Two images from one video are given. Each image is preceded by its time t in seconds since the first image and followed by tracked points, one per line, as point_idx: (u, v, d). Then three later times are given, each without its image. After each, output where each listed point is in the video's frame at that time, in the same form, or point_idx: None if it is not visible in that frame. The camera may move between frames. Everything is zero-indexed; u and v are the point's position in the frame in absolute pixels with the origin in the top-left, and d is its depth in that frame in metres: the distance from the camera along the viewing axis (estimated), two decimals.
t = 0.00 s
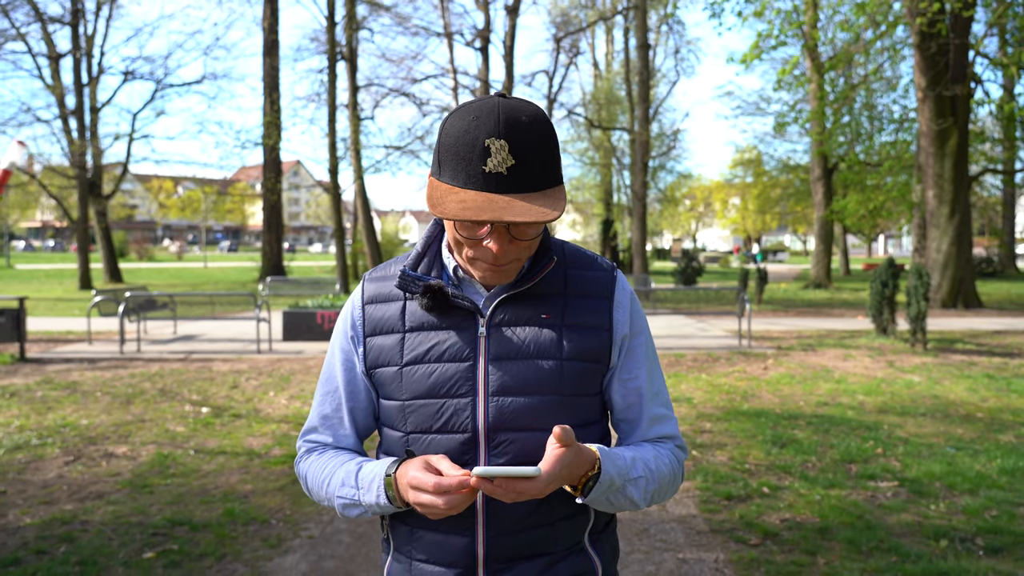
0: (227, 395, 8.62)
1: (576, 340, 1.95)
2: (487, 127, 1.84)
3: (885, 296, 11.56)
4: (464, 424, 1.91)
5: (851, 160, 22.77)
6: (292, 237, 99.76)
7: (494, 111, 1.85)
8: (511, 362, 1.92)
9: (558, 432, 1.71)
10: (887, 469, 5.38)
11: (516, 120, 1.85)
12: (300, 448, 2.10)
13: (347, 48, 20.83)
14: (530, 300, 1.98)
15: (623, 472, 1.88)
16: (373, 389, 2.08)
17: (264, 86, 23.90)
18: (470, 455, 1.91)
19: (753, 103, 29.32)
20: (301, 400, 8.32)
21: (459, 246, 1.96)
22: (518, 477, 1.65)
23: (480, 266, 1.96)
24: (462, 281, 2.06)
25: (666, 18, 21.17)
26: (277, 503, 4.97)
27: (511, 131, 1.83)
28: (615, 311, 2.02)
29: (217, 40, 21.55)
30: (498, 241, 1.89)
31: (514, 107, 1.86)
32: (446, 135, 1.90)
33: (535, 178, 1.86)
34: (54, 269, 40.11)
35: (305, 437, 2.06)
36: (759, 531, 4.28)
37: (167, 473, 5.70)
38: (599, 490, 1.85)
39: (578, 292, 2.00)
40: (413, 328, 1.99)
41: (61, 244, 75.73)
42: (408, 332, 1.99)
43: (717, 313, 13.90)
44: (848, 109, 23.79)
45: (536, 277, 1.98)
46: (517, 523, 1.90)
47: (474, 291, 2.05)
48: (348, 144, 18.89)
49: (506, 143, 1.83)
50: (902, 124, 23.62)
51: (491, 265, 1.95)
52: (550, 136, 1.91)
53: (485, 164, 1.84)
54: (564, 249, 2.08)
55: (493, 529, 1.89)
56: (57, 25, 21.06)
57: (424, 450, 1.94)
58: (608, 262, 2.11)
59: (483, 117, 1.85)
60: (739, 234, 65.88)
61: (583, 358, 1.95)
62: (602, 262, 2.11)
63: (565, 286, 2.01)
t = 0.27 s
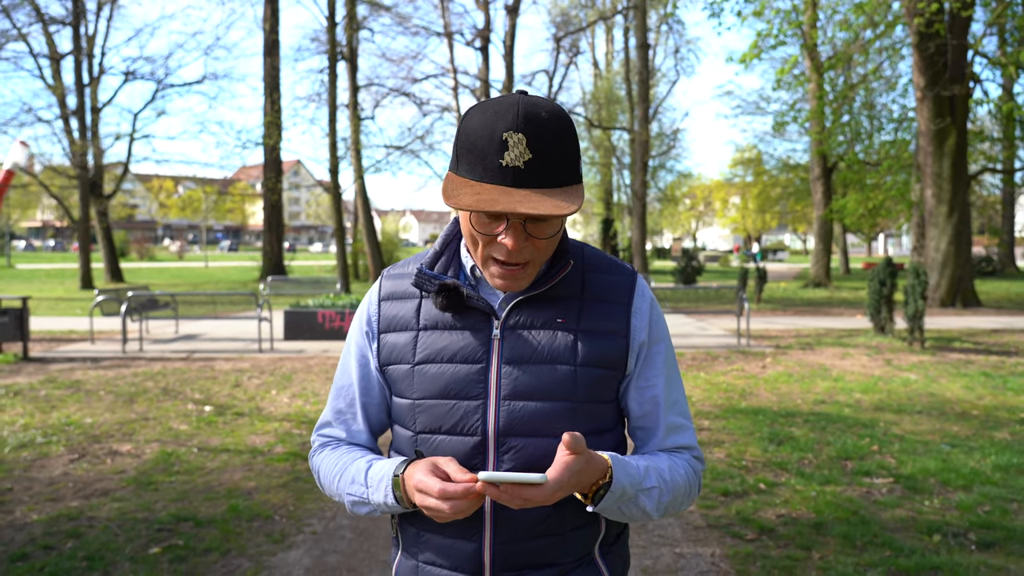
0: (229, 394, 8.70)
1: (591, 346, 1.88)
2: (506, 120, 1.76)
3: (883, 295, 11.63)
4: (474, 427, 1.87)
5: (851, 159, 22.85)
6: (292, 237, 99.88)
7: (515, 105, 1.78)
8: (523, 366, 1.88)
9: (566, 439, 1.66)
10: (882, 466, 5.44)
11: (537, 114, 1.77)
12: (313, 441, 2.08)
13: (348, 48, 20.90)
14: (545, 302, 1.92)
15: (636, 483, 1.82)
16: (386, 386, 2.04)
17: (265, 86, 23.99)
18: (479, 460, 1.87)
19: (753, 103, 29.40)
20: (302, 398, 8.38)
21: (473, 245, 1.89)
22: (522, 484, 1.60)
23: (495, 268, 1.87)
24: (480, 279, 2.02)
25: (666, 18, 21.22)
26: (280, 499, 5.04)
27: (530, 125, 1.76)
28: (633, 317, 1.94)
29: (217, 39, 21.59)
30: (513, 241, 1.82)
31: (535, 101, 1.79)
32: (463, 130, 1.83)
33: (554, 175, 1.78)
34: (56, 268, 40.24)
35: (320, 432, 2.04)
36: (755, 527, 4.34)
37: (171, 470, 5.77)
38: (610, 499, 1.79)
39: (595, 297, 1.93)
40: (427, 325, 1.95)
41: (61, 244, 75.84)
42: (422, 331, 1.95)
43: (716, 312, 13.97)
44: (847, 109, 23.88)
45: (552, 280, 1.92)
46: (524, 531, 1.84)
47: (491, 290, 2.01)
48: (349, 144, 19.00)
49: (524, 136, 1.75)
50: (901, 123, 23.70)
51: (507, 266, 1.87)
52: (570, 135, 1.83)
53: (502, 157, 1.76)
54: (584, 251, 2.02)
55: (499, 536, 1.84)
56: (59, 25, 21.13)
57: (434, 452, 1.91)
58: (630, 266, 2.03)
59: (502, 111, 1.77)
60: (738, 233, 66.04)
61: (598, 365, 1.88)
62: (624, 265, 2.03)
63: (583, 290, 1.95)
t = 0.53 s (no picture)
0: (230, 392, 8.79)
1: (620, 343, 1.82)
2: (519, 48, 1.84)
3: (879, 294, 11.71)
4: (496, 423, 1.81)
5: (850, 159, 22.90)
6: (293, 237, 100.01)
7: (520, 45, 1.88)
8: (549, 360, 1.82)
9: (607, 442, 1.58)
10: (876, 462, 5.51)
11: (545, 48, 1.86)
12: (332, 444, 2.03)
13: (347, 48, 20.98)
14: (573, 296, 1.88)
15: (674, 492, 1.75)
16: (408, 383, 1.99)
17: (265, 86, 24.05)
18: (500, 459, 1.80)
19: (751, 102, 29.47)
20: (303, 396, 8.45)
21: (498, 183, 1.86)
22: (562, 489, 1.53)
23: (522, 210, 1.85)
24: (509, 272, 2.00)
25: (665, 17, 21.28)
26: (281, 496, 5.11)
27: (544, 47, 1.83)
28: (665, 316, 1.88)
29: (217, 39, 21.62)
30: (536, 165, 1.83)
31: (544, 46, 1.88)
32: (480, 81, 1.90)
33: (572, 88, 1.82)
34: (57, 268, 40.37)
35: (338, 434, 1.99)
36: (748, 521, 4.41)
37: (173, 467, 5.85)
38: (648, 510, 1.72)
39: (625, 293, 1.89)
40: (451, 317, 1.91)
41: (62, 243, 75.99)
42: (446, 322, 1.92)
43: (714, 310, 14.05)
44: (846, 108, 23.94)
45: (580, 271, 1.90)
46: (549, 537, 1.77)
47: (519, 284, 1.98)
48: (349, 144, 19.09)
49: (539, 53, 1.81)
50: (899, 122, 23.78)
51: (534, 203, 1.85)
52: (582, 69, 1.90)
53: (517, 77, 1.79)
54: (612, 249, 1.99)
55: (522, 540, 1.77)
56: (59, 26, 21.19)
57: (452, 450, 1.85)
58: (662, 267, 1.99)
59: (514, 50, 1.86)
60: (738, 232, 66.16)
61: (628, 363, 1.81)
62: (655, 267, 1.99)
63: (612, 287, 1.91)
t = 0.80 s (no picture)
0: (230, 392, 8.88)
1: (624, 342, 1.85)
2: (505, 60, 1.85)
3: (876, 294, 11.77)
4: (503, 426, 1.84)
5: (849, 159, 22.94)
6: (293, 237, 100.14)
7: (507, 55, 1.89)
8: (554, 361, 1.85)
9: (620, 435, 1.61)
10: (868, 461, 5.58)
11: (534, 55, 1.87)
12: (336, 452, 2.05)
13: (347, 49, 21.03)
14: (578, 297, 1.91)
15: (684, 486, 1.77)
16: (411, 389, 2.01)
17: (265, 87, 24.12)
18: (508, 461, 1.83)
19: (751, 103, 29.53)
20: (302, 396, 8.53)
21: (495, 195, 1.90)
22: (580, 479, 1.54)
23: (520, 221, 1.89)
24: (511, 276, 2.01)
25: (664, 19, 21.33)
26: (280, 494, 5.19)
27: (530, 59, 1.84)
28: (668, 314, 1.90)
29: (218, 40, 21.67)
30: (532, 177, 1.86)
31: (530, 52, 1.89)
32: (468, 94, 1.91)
33: (562, 96, 1.83)
34: (58, 268, 40.49)
35: (342, 440, 2.01)
36: (739, 518, 4.49)
37: (174, 466, 5.96)
38: (659, 504, 1.75)
39: (628, 293, 1.91)
40: (455, 323, 1.94)
41: (63, 244, 76.14)
42: (450, 328, 1.94)
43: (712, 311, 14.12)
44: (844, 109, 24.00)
45: (582, 272, 1.93)
46: (559, 538, 1.79)
47: (521, 287, 2.00)
48: (349, 145, 19.18)
49: (525, 66, 1.82)
50: (898, 123, 23.84)
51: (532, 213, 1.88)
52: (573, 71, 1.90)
53: (506, 91, 1.81)
54: (614, 249, 2.02)
55: (531, 542, 1.80)
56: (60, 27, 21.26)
57: (459, 453, 1.87)
58: (663, 265, 2.01)
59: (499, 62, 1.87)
60: (738, 233, 66.21)
61: (633, 361, 1.83)
62: (656, 265, 2.01)
63: (615, 286, 1.93)
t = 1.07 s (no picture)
0: (232, 392, 8.98)
1: (612, 347, 1.88)
2: (504, 68, 1.90)
3: (875, 294, 11.82)
4: (493, 428, 1.87)
5: (850, 160, 22.96)
6: (296, 238, 100.32)
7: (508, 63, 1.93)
8: (544, 365, 1.88)
9: (604, 440, 1.65)
10: (863, 459, 5.64)
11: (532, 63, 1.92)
12: (328, 446, 2.09)
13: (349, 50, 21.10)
14: (567, 302, 1.94)
15: (666, 488, 1.81)
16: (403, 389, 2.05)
17: (267, 87, 24.20)
18: (498, 462, 1.87)
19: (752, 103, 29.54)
20: (304, 395, 8.61)
21: (489, 201, 1.95)
22: (565, 483, 1.57)
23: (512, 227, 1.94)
24: (501, 279, 2.05)
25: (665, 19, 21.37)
26: (282, 491, 5.27)
27: (527, 69, 1.89)
28: (655, 319, 1.94)
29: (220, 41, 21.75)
30: (526, 184, 1.91)
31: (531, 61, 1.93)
32: (466, 100, 1.96)
33: (558, 106, 1.88)
34: (61, 269, 40.65)
35: (334, 435, 2.05)
36: (734, 515, 4.55)
37: (178, 463, 6.08)
38: (641, 505, 1.79)
39: (617, 298, 1.95)
40: (447, 326, 1.97)
41: (66, 244, 76.37)
42: (441, 331, 1.97)
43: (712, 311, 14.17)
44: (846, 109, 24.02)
45: (573, 279, 1.96)
46: (547, 536, 1.84)
47: (512, 291, 2.03)
48: (350, 146, 19.26)
49: (523, 74, 1.87)
50: (899, 123, 23.85)
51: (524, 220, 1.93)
52: (570, 83, 1.95)
53: (505, 98, 1.86)
54: (604, 255, 2.05)
55: (522, 540, 1.84)
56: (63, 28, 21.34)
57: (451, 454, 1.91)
58: (651, 270, 2.05)
59: (500, 68, 1.92)
60: (740, 233, 66.21)
61: (620, 366, 1.88)
62: (645, 270, 2.05)
63: (604, 291, 1.97)
